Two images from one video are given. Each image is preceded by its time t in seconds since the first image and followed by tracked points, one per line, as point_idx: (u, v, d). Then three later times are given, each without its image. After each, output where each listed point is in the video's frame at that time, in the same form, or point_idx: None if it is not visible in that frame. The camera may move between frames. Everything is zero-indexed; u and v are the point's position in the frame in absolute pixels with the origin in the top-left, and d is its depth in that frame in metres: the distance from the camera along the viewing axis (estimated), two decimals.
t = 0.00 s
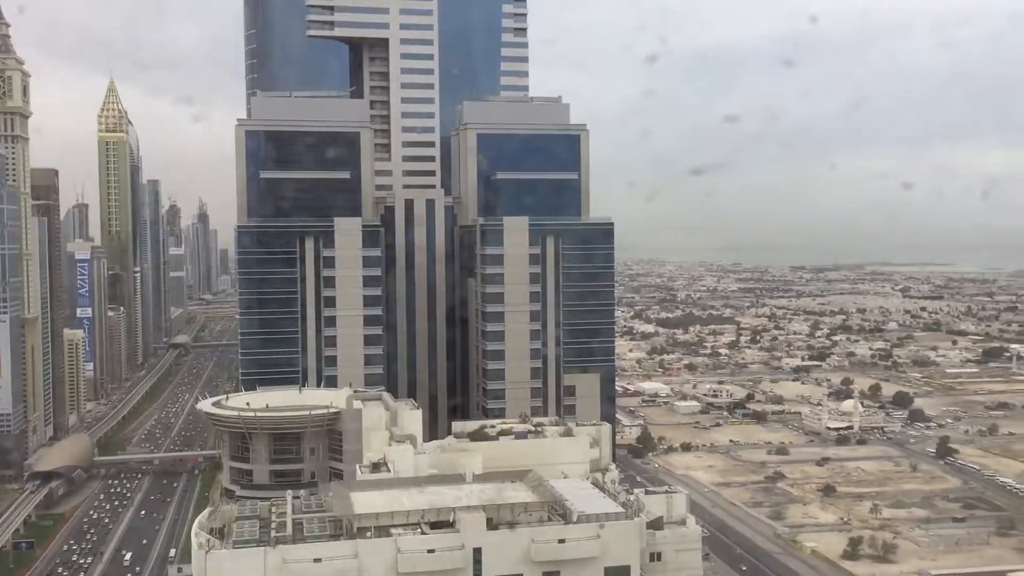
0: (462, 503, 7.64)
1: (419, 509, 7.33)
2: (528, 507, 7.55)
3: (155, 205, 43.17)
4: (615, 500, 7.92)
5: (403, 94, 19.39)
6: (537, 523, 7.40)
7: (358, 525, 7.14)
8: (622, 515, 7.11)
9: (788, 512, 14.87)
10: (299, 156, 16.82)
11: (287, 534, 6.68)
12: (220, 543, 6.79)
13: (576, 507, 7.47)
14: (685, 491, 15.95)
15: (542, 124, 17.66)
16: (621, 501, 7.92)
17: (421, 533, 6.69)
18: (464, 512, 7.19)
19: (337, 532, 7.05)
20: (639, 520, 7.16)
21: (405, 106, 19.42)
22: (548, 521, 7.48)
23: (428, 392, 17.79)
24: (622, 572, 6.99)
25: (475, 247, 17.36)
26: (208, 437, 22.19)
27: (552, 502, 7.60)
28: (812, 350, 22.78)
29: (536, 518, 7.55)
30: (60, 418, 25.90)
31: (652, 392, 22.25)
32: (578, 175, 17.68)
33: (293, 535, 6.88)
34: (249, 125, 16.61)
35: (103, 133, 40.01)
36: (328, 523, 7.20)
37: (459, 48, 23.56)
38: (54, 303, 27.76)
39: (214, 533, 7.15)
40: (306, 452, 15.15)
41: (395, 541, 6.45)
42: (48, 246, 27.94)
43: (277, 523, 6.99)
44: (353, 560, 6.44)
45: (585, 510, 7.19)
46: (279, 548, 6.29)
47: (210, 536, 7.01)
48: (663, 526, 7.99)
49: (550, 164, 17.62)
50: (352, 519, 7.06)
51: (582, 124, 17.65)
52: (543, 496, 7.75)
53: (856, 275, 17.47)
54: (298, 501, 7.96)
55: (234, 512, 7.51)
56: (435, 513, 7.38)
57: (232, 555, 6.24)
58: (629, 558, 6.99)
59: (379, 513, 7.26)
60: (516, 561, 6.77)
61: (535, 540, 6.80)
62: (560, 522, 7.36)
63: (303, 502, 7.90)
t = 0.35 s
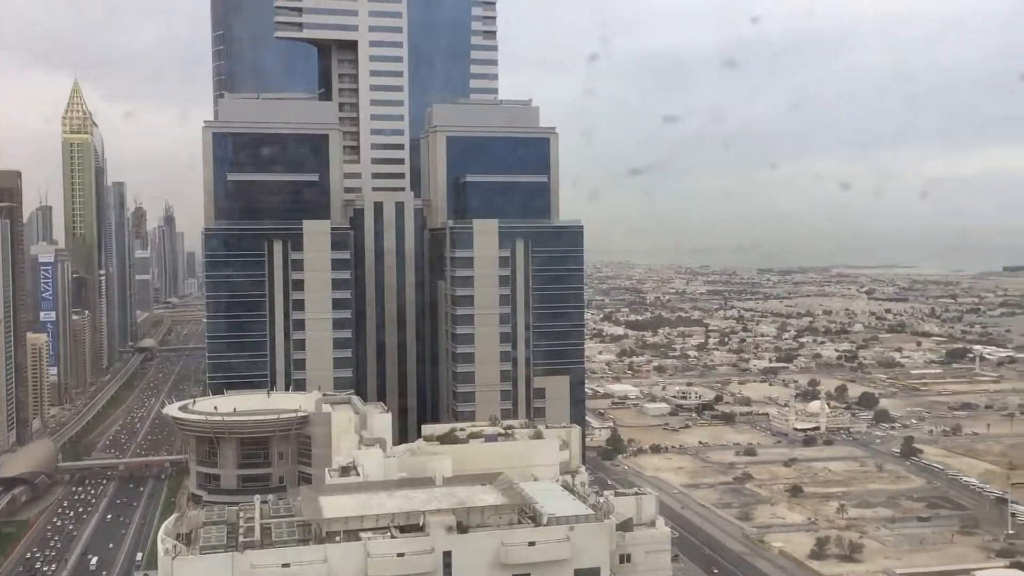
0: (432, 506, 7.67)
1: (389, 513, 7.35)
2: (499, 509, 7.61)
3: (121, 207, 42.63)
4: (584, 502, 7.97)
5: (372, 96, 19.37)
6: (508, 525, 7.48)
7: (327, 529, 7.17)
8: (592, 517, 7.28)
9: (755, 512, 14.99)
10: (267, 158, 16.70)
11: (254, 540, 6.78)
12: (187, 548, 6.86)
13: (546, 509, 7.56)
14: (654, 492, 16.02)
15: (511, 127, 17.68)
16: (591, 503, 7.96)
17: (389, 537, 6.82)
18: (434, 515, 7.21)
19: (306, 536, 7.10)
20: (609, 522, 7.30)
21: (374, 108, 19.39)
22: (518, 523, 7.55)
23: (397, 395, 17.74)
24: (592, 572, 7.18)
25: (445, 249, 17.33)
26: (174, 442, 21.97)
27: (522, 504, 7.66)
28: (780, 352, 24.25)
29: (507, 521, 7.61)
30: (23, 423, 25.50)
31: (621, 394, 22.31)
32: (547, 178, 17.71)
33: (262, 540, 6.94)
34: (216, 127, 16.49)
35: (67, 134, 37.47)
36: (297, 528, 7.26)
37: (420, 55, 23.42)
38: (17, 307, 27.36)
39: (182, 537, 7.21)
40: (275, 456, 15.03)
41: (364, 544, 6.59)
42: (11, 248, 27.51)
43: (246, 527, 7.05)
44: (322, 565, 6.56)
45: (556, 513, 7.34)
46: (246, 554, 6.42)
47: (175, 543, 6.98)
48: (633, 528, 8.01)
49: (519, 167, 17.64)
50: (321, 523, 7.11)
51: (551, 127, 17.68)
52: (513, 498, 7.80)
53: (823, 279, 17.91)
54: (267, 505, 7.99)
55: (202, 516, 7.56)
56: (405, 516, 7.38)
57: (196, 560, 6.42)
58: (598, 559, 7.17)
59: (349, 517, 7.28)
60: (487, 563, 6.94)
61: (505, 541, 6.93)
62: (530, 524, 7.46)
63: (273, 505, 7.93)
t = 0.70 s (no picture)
0: (403, 511, 7.67)
1: (358, 518, 7.38)
2: (469, 514, 7.62)
3: (87, 211, 42.03)
4: (555, 506, 8.01)
5: (343, 99, 19.33)
6: (479, 530, 7.50)
7: (296, 535, 7.21)
8: (562, 521, 7.34)
9: (725, 515, 15.07)
10: (236, 161, 16.59)
11: (223, 546, 6.79)
12: (154, 556, 6.87)
13: (516, 513, 7.59)
14: (625, 496, 16.05)
15: (482, 131, 17.69)
16: (561, 507, 8.00)
17: (360, 543, 6.89)
18: (404, 520, 7.24)
19: (274, 543, 7.14)
20: (580, 524, 7.38)
21: (344, 112, 19.34)
22: (489, 527, 7.56)
23: (367, 400, 17.70)
24: None
25: (416, 253, 17.30)
26: (141, 448, 21.72)
27: (492, 508, 7.69)
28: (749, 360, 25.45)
29: (477, 525, 7.62)
30: None
31: (592, 397, 22.40)
32: (518, 182, 17.74)
33: (230, 547, 6.96)
34: (185, 129, 16.35)
35: (33, 137, 35.61)
36: (265, 534, 7.29)
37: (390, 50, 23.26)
38: None
39: (149, 546, 7.21)
40: (244, 461, 14.90)
41: (334, 552, 6.65)
42: None
43: (214, 534, 7.06)
44: (291, 571, 6.62)
45: (526, 517, 7.39)
46: (215, 561, 6.49)
47: (144, 549, 7.06)
48: (603, 532, 8.03)
49: (490, 171, 17.66)
50: (290, 529, 7.13)
51: (522, 131, 17.71)
52: (483, 503, 7.82)
53: (791, 283, 18.09)
54: (236, 511, 7.96)
55: (170, 523, 7.55)
56: (375, 521, 7.42)
57: (165, 566, 6.42)
58: (568, 563, 7.21)
59: (318, 522, 7.31)
60: (457, 567, 6.97)
61: (475, 546, 6.99)
62: (501, 529, 7.47)
63: (242, 512, 7.93)
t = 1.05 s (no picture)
0: (369, 516, 7.65)
1: (324, 524, 7.35)
2: (435, 519, 7.63)
3: (47, 214, 41.47)
4: (521, 510, 8.03)
5: (309, 102, 19.28)
6: (445, 535, 7.50)
7: (260, 541, 7.15)
8: (529, 525, 7.37)
9: (691, 519, 15.15)
10: (201, 163, 16.44)
11: (186, 553, 6.74)
12: (116, 562, 6.83)
13: (483, 518, 7.60)
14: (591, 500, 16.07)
15: (449, 136, 17.70)
16: (528, 511, 8.03)
17: (326, 549, 6.87)
18: (371, 526, 7.25)
19: (238, 549, 7.09)
20: (547, 528, 7.42)
21: (310, 115, 19.28)
22: (455, 532, 7.59)
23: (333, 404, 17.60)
24: None
25: (382, 257, 17.24)
26: (102, 454, 21.41)
27: (459, 513, 7.71)
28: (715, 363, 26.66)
29: (443, 530, 7.63)
30: None
31: (558, 402, 22.42)
32: (485, 187, 17.75)
33: (193, 553, 6.90)
34: (149, 131, 16.18)
35: None
36: (229, 540, 7.24)
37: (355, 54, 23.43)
38: None
39: (110, 553, 7.16)
40: (207, 467, 14.71)
41: (298, 557, 6.62)
42: None
43: (177, 541, 7.00)
44: None
45: (492, 522, 7.40)
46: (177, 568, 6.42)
47: (105, 556, 7.02)
48: (569, 535, 8.06)
49: (457, 176, 17.65)
50: (254, 535, 7.08)
51: (489, 136, 17.73)
52: (450, 508, 7.84)
53: (755, 288, 18.32)
54: (198, 517, 7.88)
55: (132, 529, 7.48)
56: (341, 527, 7.40)
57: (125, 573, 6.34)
58: (532, 567, 7.25)
59: (283, 528, 7.27)
60: (422, 572, 6.94)
61: (442, 550, 6.98)
62: (467, 533, 7.47)
63: (204, 518, 7.85)
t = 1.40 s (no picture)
0: (338, 520, 7.60)
1: (292, 528, 7.28)
2: (404, 522, 7.63)
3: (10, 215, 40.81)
4: (490, 513, 8.02)
5: (278, 103, 19.20)
6: (414, 539, 7.49)
7: (227, 546, 7.12)
8: (499, 529, 7.37)
9: (660, 521, 15.20)
10: (168, 164, 16.28)
11: (151, 558, 6.71)
12: (82, 567, 6.90)
13: (452, 521, 7.58)
14: (561, 503, 16.08)
15: (419, 138, 17.64)
16: (497, 515, 8.02)
17: (294, 553, 6.82)
18: (339, 529, 7.18)
19: (205, 554, 7.07)
20: (516, 532, 7.42)
21: (280, 116, 19.20)
22: (424, 536, 7.57)
23: (302, 407, 17.49)
24: None
25: (352, 260, 17.17)
26: (66, 459, 21.10)
27: (428, 517, 7.68)
28: (684, 365, 27.04)
29: (412, 534, 7.62)
30: None
31: (528, 405, 22.43)
32: (456, 189, 17.72)
33: (159, 558, 6.86)
34: (116, 132, 16.01)
35: None
36: (195, 545, 7.24)
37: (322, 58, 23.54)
38: None
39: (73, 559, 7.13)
40: (173, 471, 14.49)
41: (266, 561, 6.56)
42: None
43: (142, 546, 6.99)
44: None
45: (461, 526, 7.38)
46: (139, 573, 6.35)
47: (67, 562, 7.00)
48: (538, 539, 8.06)
49: (427, 178, 17.59)
50: (221, 540, 7.06)
51: (460, 138, 17.71)
52: (419, 512, 7.81)
53: (724, 291, 18.47)
54: (164, 522, 7.79)
55: (98, 535, 7.43)
56: (309, 531, 7.32)
57: None
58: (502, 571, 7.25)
59: (251, 533, 7.19)
60: None
61: (411, 554, 6.96)
62: (436, 537, 7.46)
63: (171, 523, 7.76)
